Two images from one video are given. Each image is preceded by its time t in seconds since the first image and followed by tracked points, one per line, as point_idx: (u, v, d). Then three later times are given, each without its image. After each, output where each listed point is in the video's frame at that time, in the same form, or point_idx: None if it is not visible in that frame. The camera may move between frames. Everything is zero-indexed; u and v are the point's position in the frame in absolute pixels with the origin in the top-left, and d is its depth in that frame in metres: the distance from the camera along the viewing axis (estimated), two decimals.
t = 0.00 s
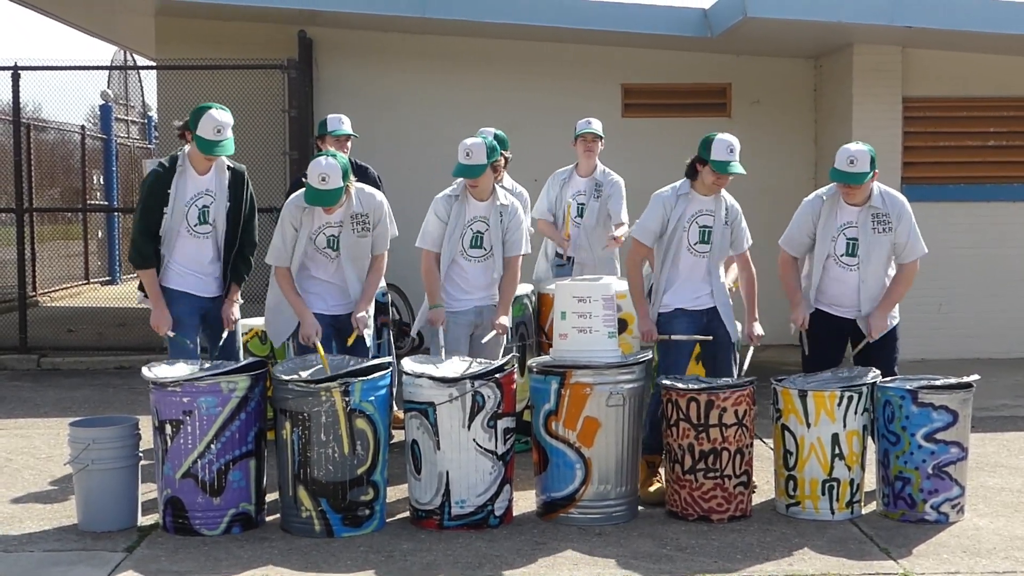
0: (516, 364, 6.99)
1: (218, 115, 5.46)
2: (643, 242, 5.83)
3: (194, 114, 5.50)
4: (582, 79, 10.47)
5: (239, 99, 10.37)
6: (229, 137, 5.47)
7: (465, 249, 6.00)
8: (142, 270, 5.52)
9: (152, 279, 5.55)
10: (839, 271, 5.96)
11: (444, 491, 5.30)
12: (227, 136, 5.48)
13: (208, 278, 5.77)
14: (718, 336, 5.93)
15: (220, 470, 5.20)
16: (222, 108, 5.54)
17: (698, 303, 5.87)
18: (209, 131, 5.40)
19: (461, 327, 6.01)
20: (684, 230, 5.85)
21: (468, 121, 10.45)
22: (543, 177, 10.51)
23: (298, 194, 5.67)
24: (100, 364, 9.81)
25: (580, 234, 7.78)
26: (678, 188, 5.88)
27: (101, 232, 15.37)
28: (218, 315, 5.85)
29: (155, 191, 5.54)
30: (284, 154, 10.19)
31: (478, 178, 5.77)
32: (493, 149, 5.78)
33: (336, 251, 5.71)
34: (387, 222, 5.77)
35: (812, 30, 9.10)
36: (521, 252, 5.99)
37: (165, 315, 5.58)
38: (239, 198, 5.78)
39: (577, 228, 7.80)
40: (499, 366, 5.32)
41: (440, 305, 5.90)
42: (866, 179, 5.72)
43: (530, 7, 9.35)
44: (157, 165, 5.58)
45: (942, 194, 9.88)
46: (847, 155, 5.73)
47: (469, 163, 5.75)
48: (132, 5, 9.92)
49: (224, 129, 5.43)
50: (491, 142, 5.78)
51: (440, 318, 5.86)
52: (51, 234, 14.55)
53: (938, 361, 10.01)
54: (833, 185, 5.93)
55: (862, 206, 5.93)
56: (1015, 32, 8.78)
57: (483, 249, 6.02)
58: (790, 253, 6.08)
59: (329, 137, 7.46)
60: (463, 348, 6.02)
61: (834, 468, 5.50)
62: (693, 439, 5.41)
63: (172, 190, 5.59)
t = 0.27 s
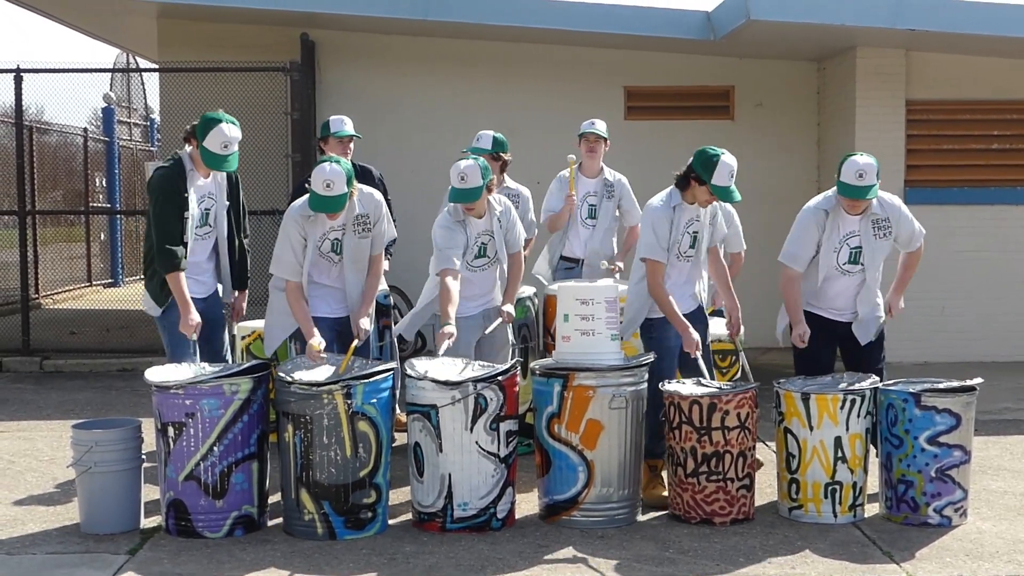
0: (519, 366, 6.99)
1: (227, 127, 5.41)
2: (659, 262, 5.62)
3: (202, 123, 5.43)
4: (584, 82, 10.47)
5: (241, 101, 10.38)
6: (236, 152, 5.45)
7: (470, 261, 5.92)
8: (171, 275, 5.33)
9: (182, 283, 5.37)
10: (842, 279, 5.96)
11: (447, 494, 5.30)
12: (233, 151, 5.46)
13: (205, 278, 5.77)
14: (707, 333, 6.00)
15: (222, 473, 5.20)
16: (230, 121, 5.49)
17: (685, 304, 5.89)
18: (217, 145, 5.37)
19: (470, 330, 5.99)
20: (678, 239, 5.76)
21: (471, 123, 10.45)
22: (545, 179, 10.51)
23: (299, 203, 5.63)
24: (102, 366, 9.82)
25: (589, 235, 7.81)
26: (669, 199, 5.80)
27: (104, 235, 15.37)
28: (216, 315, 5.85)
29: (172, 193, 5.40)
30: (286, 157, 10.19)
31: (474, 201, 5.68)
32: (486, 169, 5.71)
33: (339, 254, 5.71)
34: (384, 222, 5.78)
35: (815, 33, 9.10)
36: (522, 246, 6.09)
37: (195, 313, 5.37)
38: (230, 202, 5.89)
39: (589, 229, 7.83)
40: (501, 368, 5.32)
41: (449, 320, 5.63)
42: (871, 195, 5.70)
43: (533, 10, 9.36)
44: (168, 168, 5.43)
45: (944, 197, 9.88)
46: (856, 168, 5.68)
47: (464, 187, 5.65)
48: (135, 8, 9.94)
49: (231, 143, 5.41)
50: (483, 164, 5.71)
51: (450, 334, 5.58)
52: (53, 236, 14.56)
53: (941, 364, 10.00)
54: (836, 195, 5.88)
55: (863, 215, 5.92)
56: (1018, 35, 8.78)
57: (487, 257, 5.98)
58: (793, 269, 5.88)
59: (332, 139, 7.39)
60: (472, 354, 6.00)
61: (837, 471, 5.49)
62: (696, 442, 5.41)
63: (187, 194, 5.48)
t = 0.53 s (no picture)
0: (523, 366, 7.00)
1: (238, 124, 5.41)
2: (663, 253, 5.62)
3: (213, 123, 5.43)
4: (588, 81, 10.47)
5: (245, 101, 10.39)
6: (248, 150, 5.45)
7: (466, 265, 5.88)
8: (181, 272, 5.34)
9: (192, 280, 5.36)
10: (835, 286, 6.00)
11: (450, 492, 5.30)
12: (245, 149, 5.46)
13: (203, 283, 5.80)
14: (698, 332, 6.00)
15: (226, 471, 5.21)
16: (242, 120, 5.49)
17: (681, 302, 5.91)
18: (229, 142, 5.37)
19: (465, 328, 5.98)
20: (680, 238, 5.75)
21: (474, 123, 10.46)
22: (549, 179, 10.51)
23: (307, 203, 5.53)
24: (106, 365, 9.83)
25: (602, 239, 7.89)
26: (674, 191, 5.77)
27: (107, 234, 15.40)
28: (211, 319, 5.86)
29: (183, 195, 5.41)
30: (290, 156, 10.20)
31: (478, 211, 5.56)
32: (491, 176, 5.61)
33: (343, 254, 5.69)
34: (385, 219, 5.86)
35: (818, 32, 9.10)
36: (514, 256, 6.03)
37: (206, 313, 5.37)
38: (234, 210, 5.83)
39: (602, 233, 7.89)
40: (504, 367, 5.32)
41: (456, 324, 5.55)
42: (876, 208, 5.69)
43: (536, 10, 9.36)
44: (177, 169, 5.44)
45: (948, 197, 9.87)
46: (862, 182, 5.65)
47: (469, 196, 5.53)
48: (139, 7, 9.95)
49: (243, 141, 5.41)
50: (489, 171, 5.61)
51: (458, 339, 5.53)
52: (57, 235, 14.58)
53: (944, 364, 9.99)
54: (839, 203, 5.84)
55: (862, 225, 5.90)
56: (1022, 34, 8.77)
57: (481, 263, 5.94)
58: (792, 271, 5.89)
59: (341, 137, 7.40)
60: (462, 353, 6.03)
61: (840, 471, 5.49)
62: (699, 441, 5.41)
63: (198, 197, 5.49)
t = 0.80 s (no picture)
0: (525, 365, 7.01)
1: (236, 133, 5.40)
2: (665, 248, 5.63)
3: (212, 126, 5.42)
4: (590, 80, 10.47)
5: (247, 100, 10.39)
6: (244, 156, 5.44)
7: (458, 267, 5.86)
8: (179, 269, 5.34)
9: (192, 277, 5.37)
10: (832, 286, 6.00)
11: (452, 492, 5.30)
12: (241, 155, 5.45)
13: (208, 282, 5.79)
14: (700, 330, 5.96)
15: (228, 471, 5.21)
16: (241, 126, 5.48)
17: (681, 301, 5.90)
18: (224, 148, 5.36)
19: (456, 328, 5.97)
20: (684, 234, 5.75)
21: (476, 122, 10.47)
22: (551, 178, 10.51)
23: (312, 201, 5.52)
24: (108, 364, 9.83)
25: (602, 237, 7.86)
26: (680, 187, 5.78)
27: (109, 233, 15.40)
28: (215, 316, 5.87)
29: (182, 192, 5.42)
30: (292, 155, 10.20)
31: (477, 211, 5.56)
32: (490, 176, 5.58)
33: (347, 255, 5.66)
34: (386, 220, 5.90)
35: (820, 31, 9.09)
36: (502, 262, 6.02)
37: (206, 309, 5.37)
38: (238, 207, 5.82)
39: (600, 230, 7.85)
40: (506, 366, 5.32)
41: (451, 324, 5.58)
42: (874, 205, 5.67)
43: (538, 9, 9.36)
44: (177, 166, 5.44)
45: (950, 196, 9.86)
46: (861, 178, 5.64)
47: (469, 196, 5.52)
48: (141, 7, 9.94)
49: (238, 148, 5.40)
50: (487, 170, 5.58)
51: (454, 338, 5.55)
52: (59, 235, 14.59)
53: (946, 362, 9.99)
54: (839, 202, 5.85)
55: (860, 227, 5.90)
56: None
57: (472, 265, 5.92)
58: (791, 265, 5.87)
59: (339, 138, 7.28)
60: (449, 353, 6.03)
61: (842, 470, 5.49)
62: (701, 440, 5.41)
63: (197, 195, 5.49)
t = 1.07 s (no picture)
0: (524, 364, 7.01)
1: (231, 128, 5.41)
2: (680, 245, 5.61)
3: (209, 123, 5.46)
4: (590, 79, 10.47)
5: (247, 99, 10.39)
6: (240, 153, 5.45)
7: (454, 266, 5.87)
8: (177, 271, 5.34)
9: (189, 277, 5.36)
10: (830, 283, 6.01)
11: (452, 491, 5.31)
12: (238, 152, 5.46)
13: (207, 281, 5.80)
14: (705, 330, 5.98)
15: (227, 470, 5.21)
16: (237, 123, 5.50)
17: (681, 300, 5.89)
18: (219, 144, 5.37)
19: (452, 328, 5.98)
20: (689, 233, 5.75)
21: (476, 121, 10.46)
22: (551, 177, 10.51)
23: (313, 201, 5.51)
24: (107, 363, 9.83)
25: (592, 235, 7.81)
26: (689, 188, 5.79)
27: (109, 232, 15.40)
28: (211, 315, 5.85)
29: (178, 193, 5.42)
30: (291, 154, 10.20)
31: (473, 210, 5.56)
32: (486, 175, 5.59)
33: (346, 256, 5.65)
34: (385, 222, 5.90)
35: (820, 30, 9.09)
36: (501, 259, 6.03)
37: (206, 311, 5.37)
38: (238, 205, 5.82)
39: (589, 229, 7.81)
40: (506, 365, 5.32)
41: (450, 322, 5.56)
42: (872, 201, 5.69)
43: (538, 8, 9.35)
44: (174, 167, 5.44)
45: (950, 194, 9.86)
46: (857, 173, 5.66)
47: (465, 194, 5.51)
48: (142, 6, 9.94)
49: (234, 144, 5.41)
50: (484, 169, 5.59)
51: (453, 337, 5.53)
52: (59, 233, 14.58)
53: (946, 361, 9.99)
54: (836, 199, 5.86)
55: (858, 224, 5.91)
56: None
57: (468, 264, 5.93)
58: (792, 264, 5.89)
59: (331, 138, 7.28)
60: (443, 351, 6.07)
61: (841, 469, 5.49)
62: (701, 439, 5.41)
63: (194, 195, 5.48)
